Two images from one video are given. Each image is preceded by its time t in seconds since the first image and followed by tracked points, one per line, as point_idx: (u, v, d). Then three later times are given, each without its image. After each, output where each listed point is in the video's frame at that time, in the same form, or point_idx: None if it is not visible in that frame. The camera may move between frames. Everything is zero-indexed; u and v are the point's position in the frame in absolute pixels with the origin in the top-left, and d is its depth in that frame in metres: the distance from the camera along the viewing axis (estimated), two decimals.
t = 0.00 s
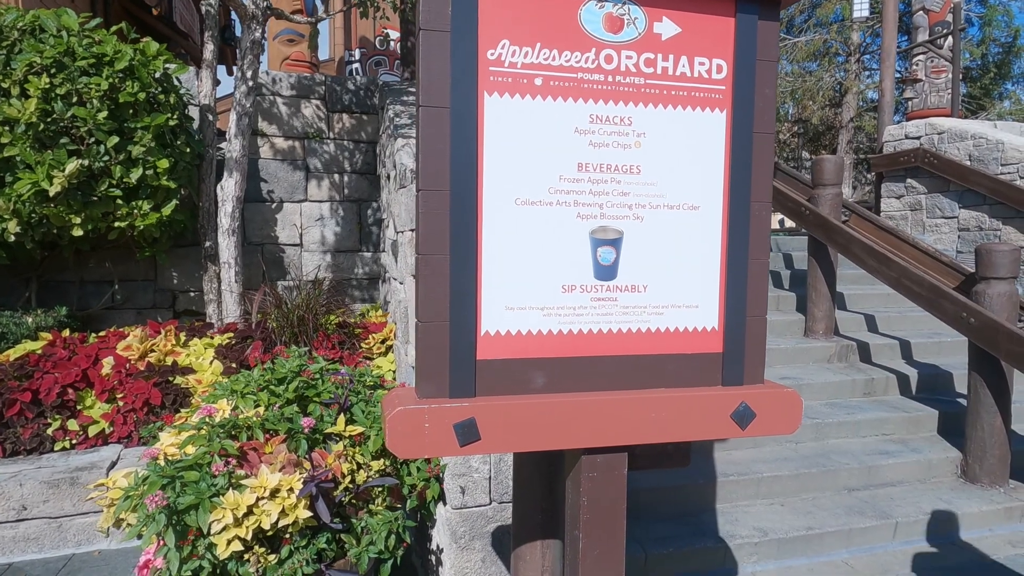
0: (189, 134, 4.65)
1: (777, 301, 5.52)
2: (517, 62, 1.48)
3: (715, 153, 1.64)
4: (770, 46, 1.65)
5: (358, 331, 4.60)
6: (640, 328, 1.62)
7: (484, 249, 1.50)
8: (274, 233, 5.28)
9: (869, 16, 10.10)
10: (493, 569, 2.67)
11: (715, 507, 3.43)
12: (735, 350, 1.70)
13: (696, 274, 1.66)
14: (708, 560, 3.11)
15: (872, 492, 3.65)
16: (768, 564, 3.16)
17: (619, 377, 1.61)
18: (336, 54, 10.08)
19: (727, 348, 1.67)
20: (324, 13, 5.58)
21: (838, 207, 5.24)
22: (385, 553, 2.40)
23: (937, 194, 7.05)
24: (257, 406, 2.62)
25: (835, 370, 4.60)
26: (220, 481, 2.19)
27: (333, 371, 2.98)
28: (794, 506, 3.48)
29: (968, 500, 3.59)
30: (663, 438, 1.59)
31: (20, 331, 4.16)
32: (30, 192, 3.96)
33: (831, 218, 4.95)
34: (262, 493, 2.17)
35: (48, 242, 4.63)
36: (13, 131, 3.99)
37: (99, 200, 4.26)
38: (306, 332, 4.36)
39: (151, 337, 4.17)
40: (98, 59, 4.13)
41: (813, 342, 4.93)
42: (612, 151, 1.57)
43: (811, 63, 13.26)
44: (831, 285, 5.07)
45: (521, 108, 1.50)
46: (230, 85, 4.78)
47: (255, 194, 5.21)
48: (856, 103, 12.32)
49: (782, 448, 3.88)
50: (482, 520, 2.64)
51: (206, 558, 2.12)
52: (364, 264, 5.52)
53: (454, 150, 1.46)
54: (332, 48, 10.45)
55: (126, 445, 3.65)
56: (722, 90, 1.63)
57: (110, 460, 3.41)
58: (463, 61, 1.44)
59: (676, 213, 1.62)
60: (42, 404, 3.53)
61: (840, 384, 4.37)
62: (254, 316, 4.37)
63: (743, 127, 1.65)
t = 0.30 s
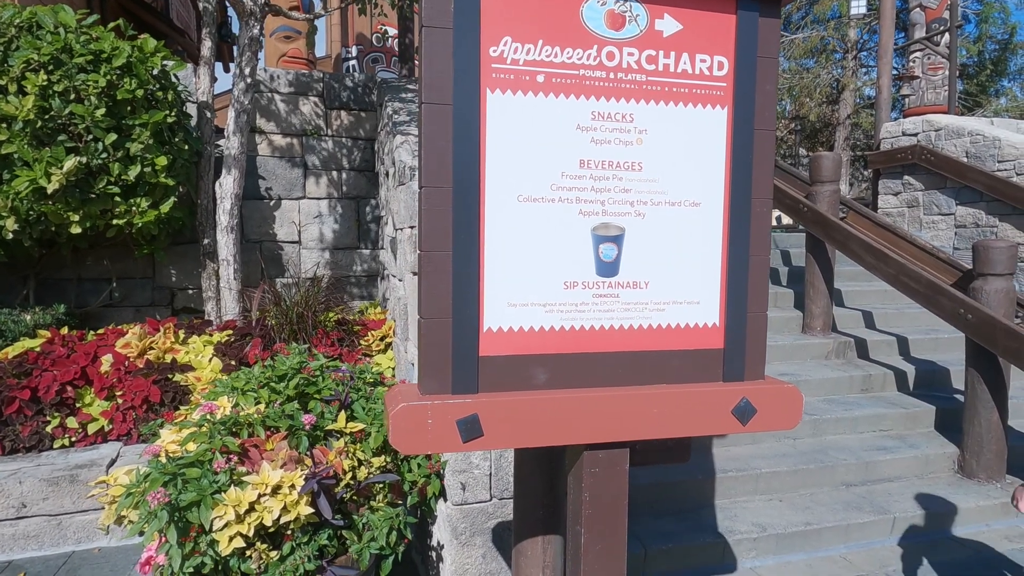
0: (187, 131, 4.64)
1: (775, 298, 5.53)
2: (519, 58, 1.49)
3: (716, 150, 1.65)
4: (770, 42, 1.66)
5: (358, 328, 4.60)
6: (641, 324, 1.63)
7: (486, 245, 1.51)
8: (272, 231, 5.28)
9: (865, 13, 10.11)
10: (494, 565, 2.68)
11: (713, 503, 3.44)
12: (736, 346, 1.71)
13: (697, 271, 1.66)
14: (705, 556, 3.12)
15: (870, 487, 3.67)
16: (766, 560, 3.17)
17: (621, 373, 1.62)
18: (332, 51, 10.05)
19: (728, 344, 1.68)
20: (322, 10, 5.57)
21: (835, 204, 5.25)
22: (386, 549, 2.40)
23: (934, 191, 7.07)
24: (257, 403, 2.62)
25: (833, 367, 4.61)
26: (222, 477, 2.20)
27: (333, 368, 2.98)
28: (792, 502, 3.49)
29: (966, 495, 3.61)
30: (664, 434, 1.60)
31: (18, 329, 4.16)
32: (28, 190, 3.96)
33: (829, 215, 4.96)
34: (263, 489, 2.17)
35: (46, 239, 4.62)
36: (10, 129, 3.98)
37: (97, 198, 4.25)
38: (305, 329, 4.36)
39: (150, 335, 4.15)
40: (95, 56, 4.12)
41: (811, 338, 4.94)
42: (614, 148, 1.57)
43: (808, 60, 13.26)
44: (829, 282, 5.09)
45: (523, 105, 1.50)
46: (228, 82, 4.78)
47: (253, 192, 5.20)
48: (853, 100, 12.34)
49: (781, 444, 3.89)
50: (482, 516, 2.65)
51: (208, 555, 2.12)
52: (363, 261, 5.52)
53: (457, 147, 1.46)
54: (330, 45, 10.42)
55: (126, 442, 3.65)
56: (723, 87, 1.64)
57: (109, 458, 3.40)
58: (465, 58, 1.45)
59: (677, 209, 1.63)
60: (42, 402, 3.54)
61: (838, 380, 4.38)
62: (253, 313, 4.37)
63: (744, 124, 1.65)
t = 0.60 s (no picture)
0: (186, 127, 4.64)
1: (775, 294, 5.53)
2: (518, 51, 1.48)
3: (716, 143, 1.64)
4: (770, 35, 1.65)
5: (357, 325, 4.58)
6: (640, 318, 1.62)
7: (485, 239, 1.50)
8: (271, 228, 5.27)
9: (866, 9, 10.08)
10: (493, 561, 2.68)
11: (713, 499, 3.44)
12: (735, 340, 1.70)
13: (696, 265, 1.66)
14: (704, 553, 3.11)
15: (870, 483, 3.67)
16: (766, 556, 3.18)
17: (620, 367, 1.62)
18: (332, 48, 10.03)
19: (728, 338, 1.68)
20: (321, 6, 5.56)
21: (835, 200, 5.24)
22: (385, 545, 2.40)
23: (934, 187, 7.06)
24: (256, 399, 2.61)
25: (833, 363, 4.61)
26: (221, 473, 2.19)
27: (332, 364, 2.98)
28: (792, 498, 3.49)
29: (965, 491, 3.61)
30: (664, 428, 1.60)
31: (17, 326, 4.15)
32: (26, 187, 3.95)
33: (828, 211, 4.95)
34: (262, 485, 2.16)
35: (45, 236, 4.62)
36: (8, 125, 3.97)
37: (95, 194, 4.24)
38: (304, 326, 4.35)
39: (149, 331, 4.13)
40: (93, 53, 4.12)
41: (811, 335, 4.94)
42: (614, 142, 1.56)
43: (807, 56, 13.23)
44: (829, 278, 5.08)
45: (521, 99, 1.49)
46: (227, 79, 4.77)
47: (252, 188, 5.19)
48: (853, 97, 12.33)
49: (781, 440, 3.89)
50: (482, 512, 2.65)
51: (207, 551, 2.12)
52: (362, 258, 5.51)
53: (455, 141, 1.46)
54: (329, 42, 10.41)
55: (125, 439, 3.64)
56: (723, 80, 1.63)
57: (108, 454, 3.40)
58: (464, 51, 1.44)
59: (676, 203, 1.62)
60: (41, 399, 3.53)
61: (837, 376, 4.38)
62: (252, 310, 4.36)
63: (744, 118, 1.64)
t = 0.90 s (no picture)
0: (186, 127, 4.64)
1: (776, 293, 5.52)
2: (513, 50, 1.48)
3: (712, 142, 1.64)
4: (767, 34, 1.65)
5: (357, 324, 4.58)
6: (636, 317, 1.62)
7: (481, 238, 1.50)
8: (272, 227, 5.27)
9: (868, 7, 10.04)
10: (492, 561, 2.68)
11: (713, 498, 3.44)
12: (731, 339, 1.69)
13: (692, 263, 1.65)
14: (704, 552, 3.11)
15: (870, 483, 3.66)
16: (766, 555, 3.17)
17: (617, 366, 1.61)
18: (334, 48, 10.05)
19: (724, 337, 1.67)
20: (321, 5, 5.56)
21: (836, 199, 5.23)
22: (383, 544, 2.41)
23: (936, 185, 7.04)
24: (255, 398, 2.62)
25: (833, 362, 4.60)
26: (218, 472, 2.20)
27: (331, 363, 2.98)
28: (792, 498, 3.49)
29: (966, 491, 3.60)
30: (660, 427, 1.59)
31: (18, 325, 4.16)
32: (27, 186, 3.95)
33: (829, 210, 4.94)
34: (260, 484, 2.16)
35: (45, 236, 4.63)
36: (9, 125, 3.98)
37: (96, 194, 4.25)
38: (304, 326, 4.35)
39: (150, 331, 4.14)
40: (94, 53, 4.12)
41: (812, 333, 4.93)
42: (609, 141, 1.56)
43: (810, 55, 13.19)
44: (830, 277, 5.07)
45: (517, 98, 1.49)
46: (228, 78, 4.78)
47: (253, 188, 5.19)
48: (856, 95, 12.30)
49: (781, 440, 3.88)
50: (480, 511, 2.65)
51: (205, 549, 2.13)
52: (363, 257, 5.51)
53: (450, 140, 1.46)
54: (331, 42, 10.41)
55: (126, 438, 3.65)
56: (719, 79, 1.63)
57: (109, 453, 3.40)
58: (459, 50, 1.44)
59: (672, 202, 1.62)
60: (41, 398, 3.53)
61: (838, 375, 4.37)
62: (252, 309, 4.37)
63: (740, 116, 1.64)
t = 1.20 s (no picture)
0: (186, 127, 4.65)
1: (777, 293, 5.50)
2: (506, 50, 1.47)
3: (707, 142, 1.63)
4: (762, 33, 1.64)
5: (357, 324, 4.58)
6: (631, 317, 1.61)
7: (474, 238, 1.49)
8: (273, 227, 5.28)
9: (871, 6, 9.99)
10: (489, 561, 2.68)
11: (713, 498, 3.43)
12: (727, 340, 1.68)
13: (687, 263, 1.65)
14: (703, 553, 3.10)
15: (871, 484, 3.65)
16: (765, 556, 3.16)
17: (612, 367, 1.61)
18: (337, 48, 10.07)
19: (719, 338, 1.67)
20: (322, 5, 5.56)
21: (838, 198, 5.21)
22: (380, 544, 2.41)
23: (939, 185, 7.02)
24: (252, 398, 2.63)
25: (835, 363, 4.58)
26: (214, 472, 2.19)
27: (329, 364, 2.98)
28: (792, 498, 3.48)
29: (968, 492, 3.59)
30: (654, 428, 1.59)
31: (19, 325, 4.17)
32: (28, 187, 3.96)
33: (830, 210, 4.92)
34: (256, 484, 2.16)
35: (47, 236, 4.64)
36: (10, 126, 3.99)
37: (96, 194, 4.26)
38: (304, 326, 4.34)
39: (150, 331, 4.14)
40: (94, 54, 4.12)
41: (813, 334, 4.91)
42: (603, 140, 1.56)
43: (813, 55, 13.13)
44: (831, 277, 5.05)
45: (510, 97, 1.49)
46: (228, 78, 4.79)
47: (254, 188, 5.20)
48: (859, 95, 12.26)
49: (781, 440, 3.87)
50: (477, 511, 2.65)
51: (201, 549, 2.13)
52: (364, 257, 5.52)
53: (443, 140, 1.45)
54: (334, 42, 10.42)
55: (126, 438, 3.65)
56: (714, 78, 1.62)
57: (108, 453, 3.40)
58: (451, 49, 1.43)
59: (667, 201, 1.61)
60: (42, 398, 3.54)
61: (839, 376, 4.36)
62: (252, 310, 4.37)
63: (735, 116, 1.63)
